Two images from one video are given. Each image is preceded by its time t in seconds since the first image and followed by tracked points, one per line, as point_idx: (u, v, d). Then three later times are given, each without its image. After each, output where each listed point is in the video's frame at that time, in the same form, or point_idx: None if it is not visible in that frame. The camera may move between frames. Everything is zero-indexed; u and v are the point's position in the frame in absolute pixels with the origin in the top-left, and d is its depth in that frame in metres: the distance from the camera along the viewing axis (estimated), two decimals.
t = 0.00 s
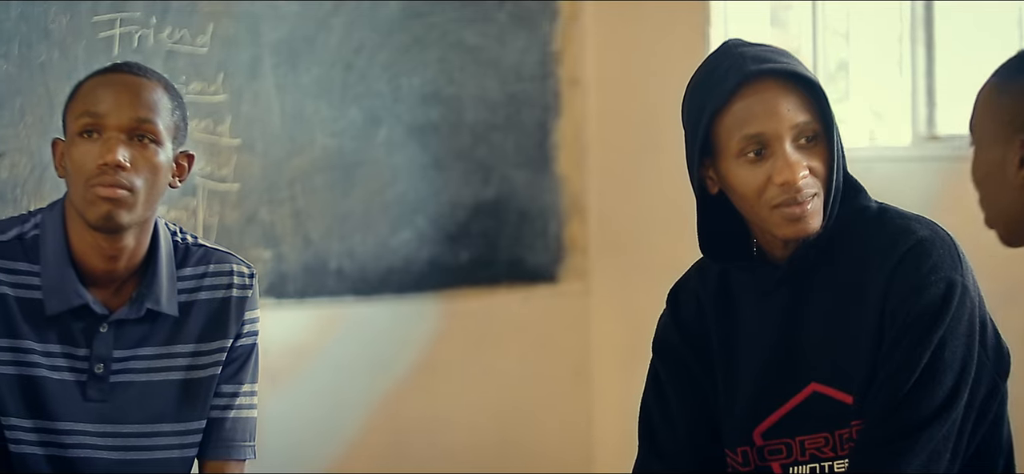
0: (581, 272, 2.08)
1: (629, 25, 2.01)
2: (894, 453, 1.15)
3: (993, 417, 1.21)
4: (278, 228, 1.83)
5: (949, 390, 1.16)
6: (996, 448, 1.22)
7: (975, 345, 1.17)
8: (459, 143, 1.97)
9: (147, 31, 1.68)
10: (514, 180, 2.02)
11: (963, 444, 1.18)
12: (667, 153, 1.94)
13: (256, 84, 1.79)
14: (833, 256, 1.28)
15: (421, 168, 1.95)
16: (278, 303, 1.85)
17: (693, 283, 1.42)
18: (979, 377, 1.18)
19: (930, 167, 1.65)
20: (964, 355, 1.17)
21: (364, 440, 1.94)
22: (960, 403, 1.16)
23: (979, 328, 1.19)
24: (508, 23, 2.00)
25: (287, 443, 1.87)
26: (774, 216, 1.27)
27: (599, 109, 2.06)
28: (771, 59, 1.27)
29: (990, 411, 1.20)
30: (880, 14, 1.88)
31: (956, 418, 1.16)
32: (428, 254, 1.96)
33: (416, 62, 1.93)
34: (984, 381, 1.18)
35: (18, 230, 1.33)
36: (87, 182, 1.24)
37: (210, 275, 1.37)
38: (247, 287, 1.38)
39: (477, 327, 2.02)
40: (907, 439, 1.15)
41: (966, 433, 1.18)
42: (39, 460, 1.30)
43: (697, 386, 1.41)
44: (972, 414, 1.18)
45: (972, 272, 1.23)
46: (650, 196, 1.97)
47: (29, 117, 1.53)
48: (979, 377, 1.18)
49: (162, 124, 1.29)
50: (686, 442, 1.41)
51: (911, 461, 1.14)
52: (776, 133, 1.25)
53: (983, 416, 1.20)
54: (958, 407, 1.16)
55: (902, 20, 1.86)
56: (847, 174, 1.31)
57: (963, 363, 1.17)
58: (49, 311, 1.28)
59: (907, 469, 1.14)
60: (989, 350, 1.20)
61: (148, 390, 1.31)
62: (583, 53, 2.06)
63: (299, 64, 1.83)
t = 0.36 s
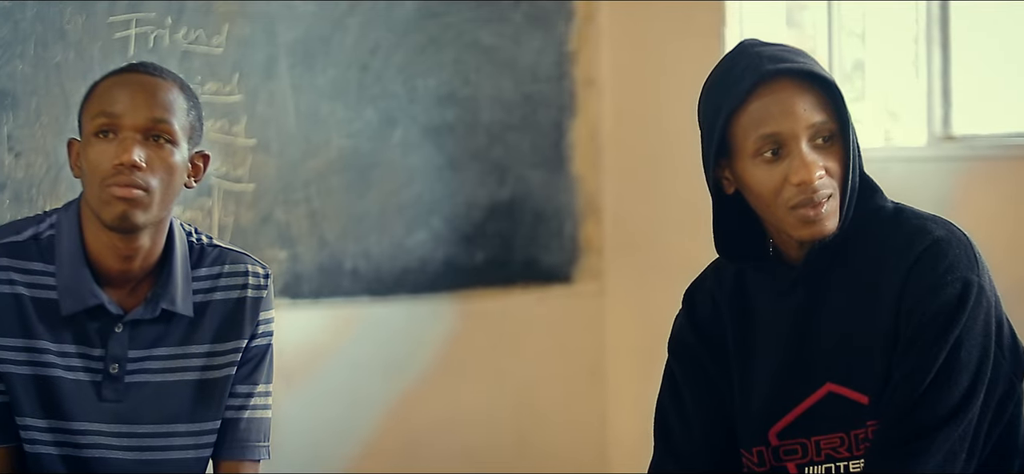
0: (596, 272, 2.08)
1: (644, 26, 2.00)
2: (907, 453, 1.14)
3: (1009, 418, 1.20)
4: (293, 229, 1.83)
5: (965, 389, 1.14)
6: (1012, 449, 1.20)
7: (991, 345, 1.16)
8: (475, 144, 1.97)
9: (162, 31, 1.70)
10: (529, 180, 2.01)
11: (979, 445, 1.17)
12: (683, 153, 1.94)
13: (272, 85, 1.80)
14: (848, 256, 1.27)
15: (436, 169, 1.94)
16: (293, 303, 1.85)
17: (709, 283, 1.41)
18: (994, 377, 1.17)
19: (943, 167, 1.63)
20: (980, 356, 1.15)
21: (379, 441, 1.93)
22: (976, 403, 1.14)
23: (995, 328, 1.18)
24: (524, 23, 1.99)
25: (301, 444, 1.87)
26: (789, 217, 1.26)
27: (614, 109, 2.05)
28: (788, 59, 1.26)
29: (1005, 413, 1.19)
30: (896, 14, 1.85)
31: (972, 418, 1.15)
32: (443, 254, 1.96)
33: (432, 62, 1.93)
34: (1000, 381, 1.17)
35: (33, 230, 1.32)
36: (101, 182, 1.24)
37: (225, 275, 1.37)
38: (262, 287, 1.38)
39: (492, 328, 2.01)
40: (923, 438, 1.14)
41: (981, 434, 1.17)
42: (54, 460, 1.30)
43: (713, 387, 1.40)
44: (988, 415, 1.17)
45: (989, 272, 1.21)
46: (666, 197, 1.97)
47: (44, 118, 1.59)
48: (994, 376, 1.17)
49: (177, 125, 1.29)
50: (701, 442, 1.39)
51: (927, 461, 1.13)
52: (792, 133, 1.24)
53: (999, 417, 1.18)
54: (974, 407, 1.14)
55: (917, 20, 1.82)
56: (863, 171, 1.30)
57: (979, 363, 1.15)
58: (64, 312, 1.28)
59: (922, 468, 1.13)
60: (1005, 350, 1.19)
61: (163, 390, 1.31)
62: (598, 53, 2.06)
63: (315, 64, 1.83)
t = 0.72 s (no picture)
0: (609, 272, 2.07)
1: (657, 26, 2.00)
2: (923, 452, 1.13)
3: None
4: (306, 228, 1.83)
5: (980, 389, 1.13)
6: None
7: (1007, 347, 1.15)
8: (487, 143, 1.96)
9: (176, 31, 1.70)
10: (542, 180, 2.01)
11: (993, 446, 1.15)
12: (697, 151, 1.94)
13: (284, 85, 1.80)
14: (864, 256, 1.26)
15: (449, 169, 1.94)
16: (305, 303, 1.85)
17: (723, 281, 1.41)
18: (1010, 377, 1.16)
19: (954, 166, 1.62)
20: (996, 356, 1.14)
21: (392, 440, 1.93)
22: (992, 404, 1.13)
23: (1011, 329, 1.17)
24: (537, 23, 1.99)
25: (314, 444, 1.87)
26: (806, 215, 1.25)
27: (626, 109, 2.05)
28: (805, 58, 1.26)
29: (1019, 415, 1.17)
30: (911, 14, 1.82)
31: (987, 419, 1.14)
32: (456, 254, 1.96)
33: (444, 62, 1.93)
34: (1016, 382, 1.16)
35: (46, 230, 1.33)
36: (116, 182, 1.25)
37: (238, 275, 1.37)
38: (275, 287, 1.38)
39: (504, 328, 2.01)
40: (937, 439, 1.13)
41: (995, 435, 1.16)
42: (67, 460, 1.30)
43: (727, 387, 1.39)
44: (1002, 416, 1.16)
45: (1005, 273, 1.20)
46: (680, 196, 1.97)
47: (58, 117, 1.59)
48: (1010, 377, 1.16)
49: (191, 124, 1.30)
50: (714, 442, 1.39)
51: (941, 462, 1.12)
52: (809, 131, 1.23)
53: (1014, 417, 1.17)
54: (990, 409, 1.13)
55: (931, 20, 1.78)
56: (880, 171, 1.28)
57: (994, 363, 1.14)
58: (77, 312, 1.28)
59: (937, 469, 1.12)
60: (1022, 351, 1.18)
61: (175, 389, 1.31)
62: (610, 53, 2.05)
63: (328, 65, 1.83)
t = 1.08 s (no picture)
0: (612, 274, 2.08)
1: (660, 26, 2.00)
2: (927, 455, 1.13)
3: None
4: (310, 229, 1.83)
5: (985, 391, 1.13)
6: None
7: (1011, 348, 1.15)
8: (491, 144, 1.96)
9: (180, 32, 1.70)
10: (546, 180, 2.01)
11: (997, 447, 1.15)
12: (700, 153, 1.94)
13: (288, 85, 1.80)
14: (868, 258, 1.25)
15: (453, 169, 1.94)
16: (310, 303, 1.84)
17: (726, 281, 1.40)
18: (1014, 378, 1.16)
19: (959, 167, 1.61)
20: (1000, 358, 1.14)
21: (395, 441, 1.93)
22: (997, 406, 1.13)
23: (1015, 331, 1.17)
24: (540, 24, 1.99)
25: (319, 445, 1.87)
26: (809, 217, 1.24)
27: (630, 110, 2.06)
28: (809, 60, 1.25)
29: None
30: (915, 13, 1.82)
31: (992, 421, 1.13)
32: (460, 254, 1.96)
33: (448, 62, 1.93)
34: (1020, 383, 1.16)
35: (51, 231, 1.33)
36: (120, 183, 1.25)
37: (242, 276, 1.37)
38: (279, 287, 1.38)
39: (508, 328, 2.01)
40: (942, 440, 1.13)
41: (1000, 436, 1.16)
42: (71, 460, 1.30)
43: (731, 387, 1.39)
44: (1006, 417, 1.15)
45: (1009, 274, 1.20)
46: (684, 197, 1.97)
47: (61, 118, 1.60)
48: (1014, 378, 1.16)
49: (195, 125, 1.30)
50: (718, 443, 1.38)
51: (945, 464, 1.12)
52: (813, 133, 1.23)
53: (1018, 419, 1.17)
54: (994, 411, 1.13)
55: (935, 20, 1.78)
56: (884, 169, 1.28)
57: (998, 364, 1.14)
58: (81, 312, 1.28)
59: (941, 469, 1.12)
60: None
61: (180, 390, 1.31)
62: (614, 54, 2.05)
63: (332, 65, 1.83)
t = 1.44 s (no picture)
0: (617, 275, 2.09)
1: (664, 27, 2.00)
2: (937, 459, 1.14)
3: None
4: (314, 229, 1.83)
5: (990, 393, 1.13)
6: None
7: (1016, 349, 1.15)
8: (496, 145, 1.96)
9: (184, 33, 1.70)
10: (550, 181, 2.01)
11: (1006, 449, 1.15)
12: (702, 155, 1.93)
13: (293, 86, 1.79)
14: (869, 259, 1.25)
15: (457, 170, 1.94)
16: (314, 304, 1.84)
17: (730, 283, 1.39)
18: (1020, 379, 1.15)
19: (964, 168, 1.61)
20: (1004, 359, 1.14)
21: (400, 441, 1.93)
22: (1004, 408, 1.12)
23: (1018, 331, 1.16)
24: (545, 24, 1.99)
25: (322, 446, 1.86)
26: (779, 216, 1.26)
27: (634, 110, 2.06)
28: (800, 60, 1.23)
29: None
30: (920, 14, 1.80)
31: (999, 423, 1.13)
32: (464, 255, 1.95)
33: (453, 63, 1.92)
34: None
35: (56, 231, 1.33)
36: (125, 184, 1.25)
37: (247, 277, 1.37)
38: (284, 288, 1.38)
39: (511, 329, 2.01)
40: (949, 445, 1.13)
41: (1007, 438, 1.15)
42: (76, 460, 1.30)
43: (735, 391, 1.38)
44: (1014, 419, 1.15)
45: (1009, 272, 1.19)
46: (688, 199, 1.96)
47: (66, 119, 1.58)
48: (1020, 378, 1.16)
49: (199, 126, 1.30)
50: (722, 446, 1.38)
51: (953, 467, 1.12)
52: (790, 135, 1.23)
53: None
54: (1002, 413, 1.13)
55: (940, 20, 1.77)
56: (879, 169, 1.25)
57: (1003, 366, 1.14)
58: (86, 313, 1.28)
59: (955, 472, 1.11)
60: None
61: (185, 390, 1.31)
62: (619, 55, 2.06)
63: (337, 66, 1.83)
